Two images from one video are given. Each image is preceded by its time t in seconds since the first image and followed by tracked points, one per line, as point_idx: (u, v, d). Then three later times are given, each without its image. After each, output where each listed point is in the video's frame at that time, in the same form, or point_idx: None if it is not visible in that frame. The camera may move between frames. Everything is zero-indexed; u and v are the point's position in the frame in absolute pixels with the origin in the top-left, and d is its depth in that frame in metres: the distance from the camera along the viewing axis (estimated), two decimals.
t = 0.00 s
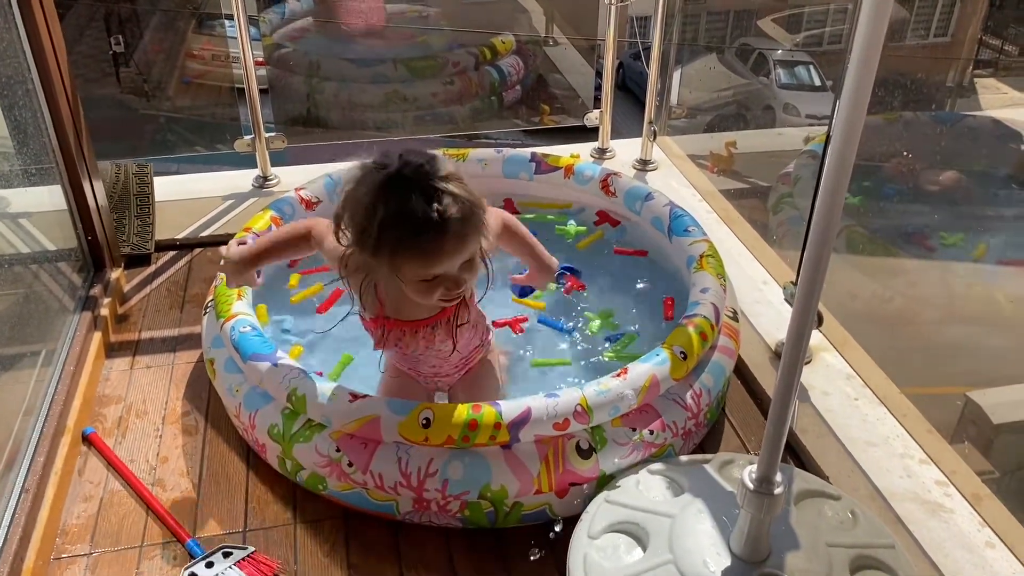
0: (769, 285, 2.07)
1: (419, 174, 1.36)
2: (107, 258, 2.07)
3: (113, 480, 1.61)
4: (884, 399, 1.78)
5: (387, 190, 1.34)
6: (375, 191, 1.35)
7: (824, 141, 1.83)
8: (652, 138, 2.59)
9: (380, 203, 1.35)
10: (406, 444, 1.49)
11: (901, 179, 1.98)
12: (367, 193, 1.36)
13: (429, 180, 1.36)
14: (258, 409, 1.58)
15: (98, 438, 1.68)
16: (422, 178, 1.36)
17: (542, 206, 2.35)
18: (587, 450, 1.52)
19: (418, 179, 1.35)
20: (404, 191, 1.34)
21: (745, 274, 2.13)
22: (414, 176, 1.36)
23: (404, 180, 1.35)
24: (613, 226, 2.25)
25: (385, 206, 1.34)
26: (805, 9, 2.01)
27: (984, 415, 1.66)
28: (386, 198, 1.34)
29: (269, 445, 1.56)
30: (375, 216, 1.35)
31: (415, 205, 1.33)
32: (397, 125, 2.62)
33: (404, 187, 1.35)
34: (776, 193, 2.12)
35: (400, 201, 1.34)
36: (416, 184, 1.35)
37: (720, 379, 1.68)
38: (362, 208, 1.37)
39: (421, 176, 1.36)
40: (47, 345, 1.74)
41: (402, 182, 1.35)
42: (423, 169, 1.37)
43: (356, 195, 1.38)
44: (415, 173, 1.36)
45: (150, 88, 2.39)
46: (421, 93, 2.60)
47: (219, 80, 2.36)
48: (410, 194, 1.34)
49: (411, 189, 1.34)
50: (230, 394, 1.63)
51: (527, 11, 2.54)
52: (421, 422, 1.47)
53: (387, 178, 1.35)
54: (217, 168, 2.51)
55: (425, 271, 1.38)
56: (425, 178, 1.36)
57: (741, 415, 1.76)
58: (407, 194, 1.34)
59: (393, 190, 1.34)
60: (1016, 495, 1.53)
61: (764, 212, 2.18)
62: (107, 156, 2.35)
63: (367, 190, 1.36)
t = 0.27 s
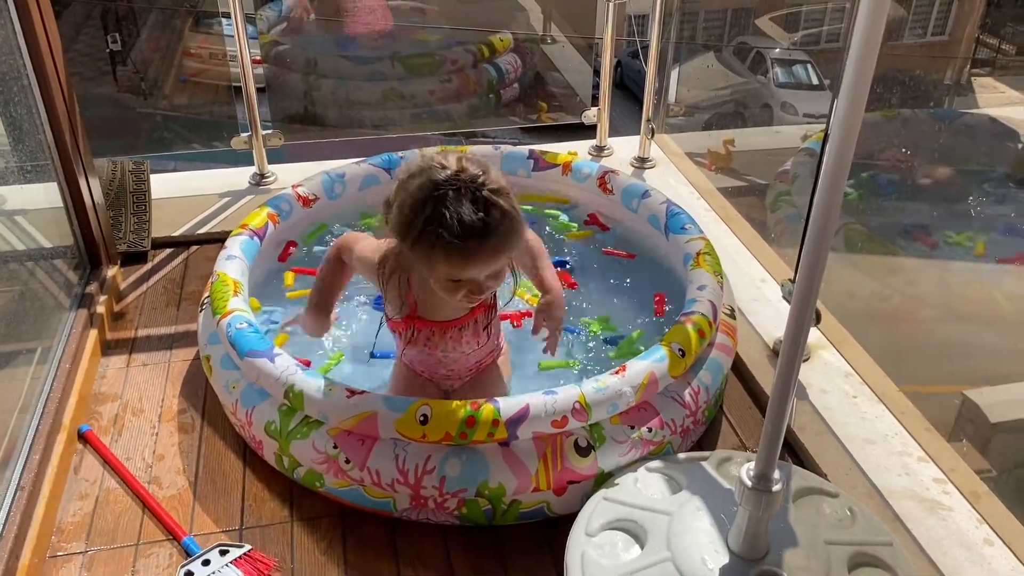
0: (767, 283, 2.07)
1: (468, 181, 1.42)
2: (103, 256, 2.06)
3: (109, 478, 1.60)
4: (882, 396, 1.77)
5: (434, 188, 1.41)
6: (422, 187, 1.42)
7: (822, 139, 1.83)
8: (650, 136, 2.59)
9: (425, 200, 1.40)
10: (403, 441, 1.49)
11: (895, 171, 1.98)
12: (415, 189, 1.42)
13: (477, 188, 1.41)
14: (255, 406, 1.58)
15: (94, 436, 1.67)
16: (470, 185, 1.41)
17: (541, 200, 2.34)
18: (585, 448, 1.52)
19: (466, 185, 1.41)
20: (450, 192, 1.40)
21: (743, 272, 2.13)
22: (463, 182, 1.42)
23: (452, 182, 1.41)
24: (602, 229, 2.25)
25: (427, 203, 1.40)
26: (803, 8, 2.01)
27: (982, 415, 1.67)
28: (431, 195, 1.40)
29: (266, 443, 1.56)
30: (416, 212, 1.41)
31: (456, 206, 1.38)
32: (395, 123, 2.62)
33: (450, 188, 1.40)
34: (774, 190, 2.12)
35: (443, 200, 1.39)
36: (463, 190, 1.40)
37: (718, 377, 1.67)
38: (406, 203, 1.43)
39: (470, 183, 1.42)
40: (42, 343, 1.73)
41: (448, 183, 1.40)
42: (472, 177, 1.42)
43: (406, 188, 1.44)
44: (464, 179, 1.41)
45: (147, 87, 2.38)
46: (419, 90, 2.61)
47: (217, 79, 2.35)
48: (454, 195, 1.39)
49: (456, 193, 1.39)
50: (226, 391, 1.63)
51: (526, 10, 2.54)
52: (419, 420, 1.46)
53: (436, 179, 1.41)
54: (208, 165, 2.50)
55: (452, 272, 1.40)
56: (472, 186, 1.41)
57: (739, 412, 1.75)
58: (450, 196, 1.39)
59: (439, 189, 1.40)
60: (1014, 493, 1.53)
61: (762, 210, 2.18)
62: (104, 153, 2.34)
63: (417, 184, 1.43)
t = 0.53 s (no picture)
0: (764, 281, 2.07)
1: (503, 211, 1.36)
2: (100, 254, 2.06)
3: (106, 477, 1.60)
4: (880, 395, 1.80)
5: (464, 212, 1.35)
6: (453, 208, 1.37)
7: (820, 138, 1.83)
8: (648, 135, 2.61)
9: (452, 224, 1.34)
10: (400, 439, 1.49)
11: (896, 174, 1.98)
12: (446, 211, 1.37)
13: (509, 219, 1.35)
14: (252, 405, 1.57)
15: (90, 435, 1.67)
16: (503, 215, 1.35)
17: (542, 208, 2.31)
18: (582, 446, 1.52)
19: (498, 213, 1.35)
20: (480, 217, 1.34)
21: (741, 271, 2.13)
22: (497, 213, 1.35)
23: (485, 210, 1.35)
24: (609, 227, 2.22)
25: (454, 225, 1.34)
26: (801, 6, 2.01)
27: (980, 414, 1.65)
28: (459, 219, 1.34)
29: (263, 441, 1.56)
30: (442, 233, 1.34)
31: (484, 230, 1.32)
32: (393, 121, 2.61)
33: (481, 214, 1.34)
34: (772, 189, 2.12)
35: (471, 226, 1.33)
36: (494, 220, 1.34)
37: (716, 376, 1.67)
38: (433, 225, 1.38)
39: (503, 213, 1.35)
40: (39, 342, 1.72)
41: (480, 209, 1.35)
42: (509, 211, 1.36)
43: (437, 209, 1.40)
44: (498, 207, 1.36)
45: (145, 84, 2.36)
46: (417, 89, 2.58)
47: (213, 76, 2.35)
48: (482, 221, 1.33)
49: (488, 220, 1.33)
50: (223, 390, 1.63)
51: (524, 8, 2.53)
52: (416, 418, 1.46)
53: (469, 204, 1.36)
54: (206, 163, 2.51)
55: (467, 303, 1.30)
56: (505, 218, 1.35)
57: (737, 412, 1.75)
58: (480, 221, 1.33)
59: (470, 216, 1.34)
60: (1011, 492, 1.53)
61: (760, 208, 2.17)
62: (101, 151, 2.33)
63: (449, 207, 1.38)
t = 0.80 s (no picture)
0: (766, 275, 2.07)
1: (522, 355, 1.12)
2: (101, 247, 2.06)
3: (108, 469, 1.60)
4: (883, 389, 1.80)
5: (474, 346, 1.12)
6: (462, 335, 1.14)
7: (822, 132, 1.83)
8: (650, 128, 2.59)
9: (460, 365, 1.09)
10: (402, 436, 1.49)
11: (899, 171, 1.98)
12: (452, 335, 1.14)
13: (529, 368, 1.10)
14: (257, 397, 1.58)
15: (92, 427, 1.67)
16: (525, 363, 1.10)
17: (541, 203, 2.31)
18: (584, 445, 1.52)
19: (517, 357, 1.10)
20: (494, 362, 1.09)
21: (743, 265, 2.13)
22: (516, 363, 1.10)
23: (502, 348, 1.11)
24: (604, 227, 2.21)
25: (457, 358, 1.10)
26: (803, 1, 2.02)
27: (979, 407, 1.65)
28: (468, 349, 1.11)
29: (267, 433, 1.56)
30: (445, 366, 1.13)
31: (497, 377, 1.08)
32: (393, 115, 2.62)
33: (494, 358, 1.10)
34: (774, 183, 2.12)
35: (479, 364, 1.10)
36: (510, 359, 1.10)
37: (715, 369, 1.67)
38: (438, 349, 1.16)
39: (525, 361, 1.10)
40: (41, 334, 1.73)
41: (493, 345, 1.11)
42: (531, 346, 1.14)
43: (445, 327, 1.18)
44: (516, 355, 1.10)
45: (145, 79, 2.38)
46: (418, 82, 2.60)
47: (213, 71, 2.35)
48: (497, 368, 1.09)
49: (504, 364, 1.08)
50: (228, 381, 1.63)
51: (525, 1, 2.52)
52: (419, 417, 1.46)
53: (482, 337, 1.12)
54: (201, 158, 2.47)
55: (476, 461, 1.09)
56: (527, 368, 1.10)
57: (737, 404, 1.75)
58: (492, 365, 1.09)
59: (486, 361, 1.09)
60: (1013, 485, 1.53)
61: (762, 202, 2.18)
62: (102, 144, 2.33)
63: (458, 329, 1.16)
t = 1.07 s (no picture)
0: (767, 268, 2.07)
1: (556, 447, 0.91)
2: (103, 239, 2.06)
3: (111, 460, 1.60)
4: (884, 382, 1.80)
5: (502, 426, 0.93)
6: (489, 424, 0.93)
7: (823, 125, 1.83)
8: (650, 122, 2.58)
9: (488, 486, 0.88)
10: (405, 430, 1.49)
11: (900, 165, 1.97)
12: (477, 424, 0.93)
13: (564, 472, 0.89)
14: (258, 389, 1.58)
15: (95, 419, 1.68)
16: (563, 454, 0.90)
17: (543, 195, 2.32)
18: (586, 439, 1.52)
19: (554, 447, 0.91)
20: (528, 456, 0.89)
21: (744, 257, 2.12)
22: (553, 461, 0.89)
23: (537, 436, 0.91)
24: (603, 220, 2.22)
25: (481, 462, 0.89)
26: None
27: (979, 402, 1.66)
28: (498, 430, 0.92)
29: (270, 425, 1.56)
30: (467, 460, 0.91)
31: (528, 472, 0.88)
32: (394, 108, 2.60)
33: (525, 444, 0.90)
34: (776, 176, 2.12)
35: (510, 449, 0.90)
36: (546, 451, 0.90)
37: (714, 361, 1.67)
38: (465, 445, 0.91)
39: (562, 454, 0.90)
40: (44, 326, 1.73)
41: (526, 446, 0.89)
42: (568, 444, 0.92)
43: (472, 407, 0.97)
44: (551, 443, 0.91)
45: (145, 71, 2.37)
46: (419, 76, 2.58)
47: (215, 63, 2.34)
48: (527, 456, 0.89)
49: (540, 488, 0.87)
50: (231, 372, 1.63)
51: None
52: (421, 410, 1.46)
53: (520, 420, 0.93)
54: (203, 151, 2.49)
55: None
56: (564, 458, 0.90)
57: (737, 395, 1.76)
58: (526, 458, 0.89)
59: (516, 484, 0.87)
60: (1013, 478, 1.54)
61: (764, 196, 2.17)
62: (103, 136, 2.33)
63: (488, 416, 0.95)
